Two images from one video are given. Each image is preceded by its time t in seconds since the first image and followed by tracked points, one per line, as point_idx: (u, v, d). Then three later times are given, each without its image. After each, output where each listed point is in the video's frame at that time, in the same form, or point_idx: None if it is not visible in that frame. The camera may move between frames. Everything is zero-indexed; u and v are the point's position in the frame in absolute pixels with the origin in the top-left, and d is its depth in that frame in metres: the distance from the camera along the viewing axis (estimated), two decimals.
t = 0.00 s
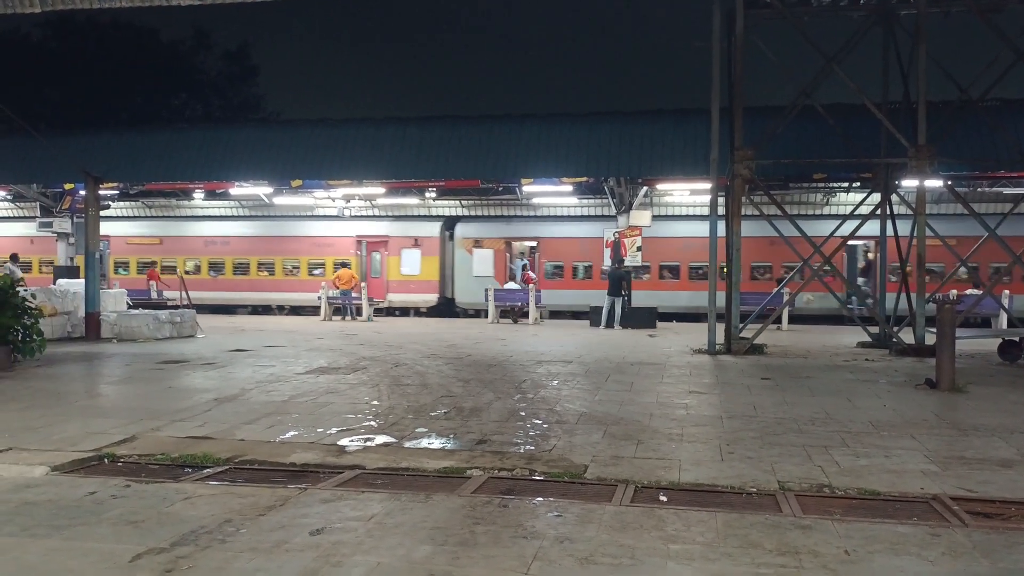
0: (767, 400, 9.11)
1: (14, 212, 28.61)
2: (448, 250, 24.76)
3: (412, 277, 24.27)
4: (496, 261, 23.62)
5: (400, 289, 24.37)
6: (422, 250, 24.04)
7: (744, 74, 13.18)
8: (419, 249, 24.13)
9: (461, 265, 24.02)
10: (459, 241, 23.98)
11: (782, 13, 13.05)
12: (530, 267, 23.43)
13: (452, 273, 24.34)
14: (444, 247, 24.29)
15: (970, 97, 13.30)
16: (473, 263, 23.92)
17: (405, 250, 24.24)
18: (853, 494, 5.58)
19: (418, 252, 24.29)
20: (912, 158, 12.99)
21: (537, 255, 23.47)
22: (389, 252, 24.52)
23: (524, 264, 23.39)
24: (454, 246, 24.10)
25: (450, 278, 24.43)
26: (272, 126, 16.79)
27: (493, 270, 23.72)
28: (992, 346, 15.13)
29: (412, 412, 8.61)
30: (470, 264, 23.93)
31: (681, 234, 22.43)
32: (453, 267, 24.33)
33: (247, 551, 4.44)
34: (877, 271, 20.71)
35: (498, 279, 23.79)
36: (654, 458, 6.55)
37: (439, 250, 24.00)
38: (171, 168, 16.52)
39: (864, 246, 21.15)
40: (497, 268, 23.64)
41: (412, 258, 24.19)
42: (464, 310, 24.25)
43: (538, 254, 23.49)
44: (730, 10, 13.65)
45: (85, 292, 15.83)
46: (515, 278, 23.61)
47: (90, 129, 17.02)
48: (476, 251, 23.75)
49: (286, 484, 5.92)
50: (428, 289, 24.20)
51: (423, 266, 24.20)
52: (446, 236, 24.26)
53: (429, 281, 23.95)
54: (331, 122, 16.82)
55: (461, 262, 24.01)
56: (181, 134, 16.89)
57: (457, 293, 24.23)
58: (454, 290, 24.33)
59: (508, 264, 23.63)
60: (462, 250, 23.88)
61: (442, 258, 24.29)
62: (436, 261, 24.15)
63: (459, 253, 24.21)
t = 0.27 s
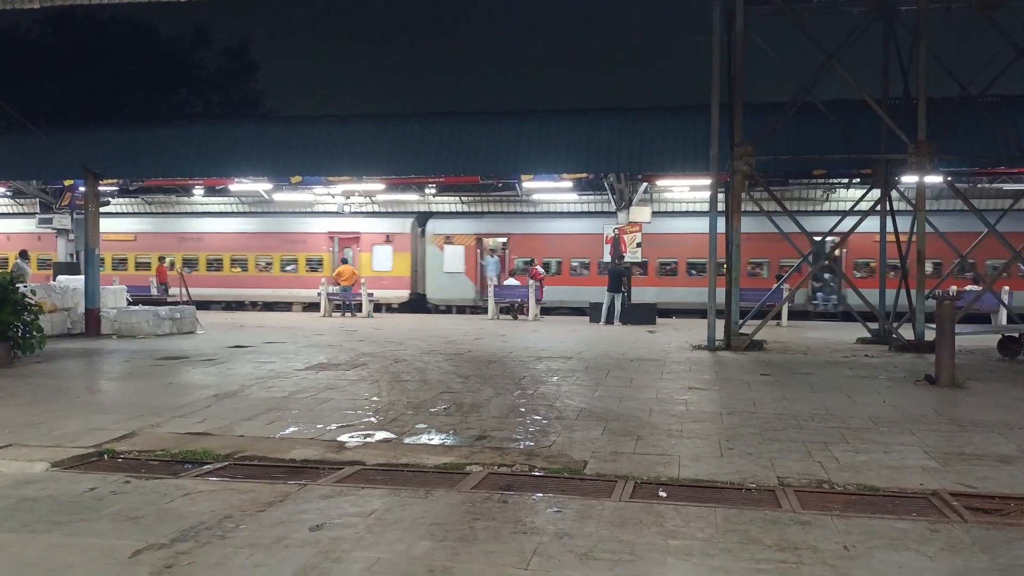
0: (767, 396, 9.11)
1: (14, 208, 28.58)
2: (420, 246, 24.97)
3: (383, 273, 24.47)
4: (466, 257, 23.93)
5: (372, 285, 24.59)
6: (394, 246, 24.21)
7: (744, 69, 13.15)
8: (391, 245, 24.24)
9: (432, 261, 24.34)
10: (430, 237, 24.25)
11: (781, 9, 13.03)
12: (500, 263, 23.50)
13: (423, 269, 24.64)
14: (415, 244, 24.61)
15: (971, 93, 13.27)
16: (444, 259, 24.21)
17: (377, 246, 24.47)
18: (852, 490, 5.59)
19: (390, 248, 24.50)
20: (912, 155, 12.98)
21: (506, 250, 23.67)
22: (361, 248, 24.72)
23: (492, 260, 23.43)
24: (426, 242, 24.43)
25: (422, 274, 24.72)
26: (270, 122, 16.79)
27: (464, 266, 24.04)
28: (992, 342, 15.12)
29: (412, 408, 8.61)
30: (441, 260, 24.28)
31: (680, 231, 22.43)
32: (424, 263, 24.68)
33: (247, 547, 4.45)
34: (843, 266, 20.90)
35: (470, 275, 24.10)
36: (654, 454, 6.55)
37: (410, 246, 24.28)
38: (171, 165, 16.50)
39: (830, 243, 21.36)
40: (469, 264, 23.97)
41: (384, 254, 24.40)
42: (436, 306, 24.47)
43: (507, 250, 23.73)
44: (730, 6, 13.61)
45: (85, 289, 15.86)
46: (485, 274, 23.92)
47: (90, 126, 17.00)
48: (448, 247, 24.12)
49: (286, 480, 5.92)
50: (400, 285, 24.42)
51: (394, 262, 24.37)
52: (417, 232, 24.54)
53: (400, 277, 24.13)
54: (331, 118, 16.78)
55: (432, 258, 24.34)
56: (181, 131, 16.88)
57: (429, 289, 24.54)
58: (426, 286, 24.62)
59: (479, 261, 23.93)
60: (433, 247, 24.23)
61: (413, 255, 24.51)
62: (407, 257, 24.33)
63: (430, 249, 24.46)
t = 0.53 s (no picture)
0: (765, 393, 9.12)
1: (11, 205, 28.52)
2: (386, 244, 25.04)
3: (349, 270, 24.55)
4: (432, 254, 23.88)
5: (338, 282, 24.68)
6: (360, 242, 24.42)
7: (742, 65, 13.13)
8: (357, 242, 24.53)
9: (398, 258, 24.34)
10: (396, 234, 24.30)
11: (780, 4, 13.01)
12: (465, 260, 23.82)
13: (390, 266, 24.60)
14: (382, 241, 24.57)
15: (969, 89, 13.27)
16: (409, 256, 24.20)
17: (343, 243, 24.61)
18: (851, 486, 5.60)
19: (356, 245, 24.64)
20: (910, 151, 13.00)
21: (473, 248, 23.79)
22: (327, 245, 24.80)
23: (458, 258, 23.76)
24: (392, 239, 24.41)
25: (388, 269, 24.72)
26: (268, 119, 16.75)
27: (429, 263, 23.99)
28: (990, 339, 15.12)
29: (410, 405, 8.61)
30: (407, 257, 24.22)
31: (679, 228, 22.43)
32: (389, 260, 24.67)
33: (246, 544, 4.45)
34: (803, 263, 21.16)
35: (435, 272, 24.12)
36: (652, 450, 6.55)
37: (376, 243, 24.39)
38: (168, 161, 16.47)
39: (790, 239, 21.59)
40: (434, 262, 23.94)
41: (350, 251, 24.51)
42: (402, 303, 24.50)
43: (473, 248, 23.84)
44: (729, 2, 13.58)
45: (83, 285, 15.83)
46: (450, 271, 24.00)
47: (87, 122, 16.96)
48: (414, 244, 24.05)
49: (284, 477, 5.92)
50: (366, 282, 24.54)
51: (360, 259, 24.54)
52: (384, 228, 24.62)
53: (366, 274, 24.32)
54: (329, 115, 16.73)
55: (398, 255, 24.32)
56: (179, 127, 16.84)
57: (396, 286, 24.55)
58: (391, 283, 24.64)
59: (445, 259, 23.95)
60: (400, 243, 24.15)
61: (380, 252, 24.61)
62: (373, 254, 24.53)
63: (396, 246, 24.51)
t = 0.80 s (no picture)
0: (763, 391, 9.13)
1: (9, 203, 28.47)
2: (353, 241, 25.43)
3: (316, 267, 25.00)
4: (398, 252, 24.41)
5: (305, 279, 25.14)
6: (326, 240, 24.80)
7: (742, 63, 13.12)
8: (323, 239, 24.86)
9: (364, 255, 24.77)
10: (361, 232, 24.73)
11: (778, 2, 12.99)
12: (431, 259, 24.27)
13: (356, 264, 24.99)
14: (348, 238, 24.83)
15: (967, 87, 13.27)
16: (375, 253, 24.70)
17: (310, 241, 24.98)
18: (849, 484, 5.60)
19: (321, 242, 24.99)
20: (908, 149, 13.01)
21: (438, 246, 24.19)
22: (294, 243, 25.22)
23: (424, 256, 24.26)
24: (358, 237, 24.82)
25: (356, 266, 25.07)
26: (265, 117, 16.74)
27: (395, 261, 24.55)
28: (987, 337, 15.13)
29: (409, 403, 8.60)
30: (374, 255, 24.70)
31: (677, 226, 22.45)
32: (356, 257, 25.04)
33: (244, 542, 4.44)
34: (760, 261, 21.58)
35: (401, 270, 24.59)
36: (650, 448, 6.56)
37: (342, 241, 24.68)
38: (166, 159, 16.45)
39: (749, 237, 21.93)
40: (400, 260, 24.45)
41: (316, 249, 24.89)
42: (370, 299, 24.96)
43: (438, 245, 24.23)
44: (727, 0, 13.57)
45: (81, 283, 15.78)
46: (416, 269, 24.48)
47: (84, 120, 16.93)
48: (380, 242, 24.53)
49: (283, 475, 5.91)
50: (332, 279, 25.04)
51: (326, 257, 24.93)
52: (350, 226, 24.78)
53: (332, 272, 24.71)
54: (327, 112, 16.70)
55: (364, 253, 24.73)
56: (178, 124, 16.81)
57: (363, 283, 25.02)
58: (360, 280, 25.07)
59: (410, 256, 24.45)
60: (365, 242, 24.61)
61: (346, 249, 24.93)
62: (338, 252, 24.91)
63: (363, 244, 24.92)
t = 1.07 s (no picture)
0: (761, 390, 9.13)
1: (6, 202, 28.39)
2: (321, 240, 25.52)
3: (282, 267, 25.06)
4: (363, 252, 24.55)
5: (272, 279, 25.16)
6: (292, 240, 24.78)
7: (740, 64, 13.13)
8: (289, 239, 24.86)
9: (331, 255, 24.96)
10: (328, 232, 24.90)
11: (777, 2, 12.99)
12: (396, 258, 24.38)
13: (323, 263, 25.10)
14: (315, 238, 24.96)
15: (965, 87, 13.29)
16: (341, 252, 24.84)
17: (277, 240, 24.99)
18: (848, 484, 5.60)
19: (288, 242, 25.00)
20: (907, 149, 13.02)
21: (404, 245, 24.30)
22: (261, 242, 25.25)
23: (389, 255, 24.35)
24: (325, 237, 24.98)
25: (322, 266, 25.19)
26: (263, 116, 16.71)
27: (360, 260, 24.67)
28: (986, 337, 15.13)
29: (407, 402, 8.60)
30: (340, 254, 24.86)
31: (676, 225, 22.44)
32: (323, 256, 25.21)
33: (243, 542, 4.44)
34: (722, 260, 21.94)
35: (367, 269, 24.71)
36: (649, 448, 6.56)
37: (308, 240, 24.72)
38: (163, 158, 16.41)
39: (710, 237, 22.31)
40: (366, 259, 24.58)
41: (282, 248, 24.90)
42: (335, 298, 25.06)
43: (403, 245, 24.34)
44: None
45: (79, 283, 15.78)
46: (382, 268, 24.58)
47: (81, 119, 16.86)
48: (346, 241, 24.75)
49: (281, 475, 5.91)
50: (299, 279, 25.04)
51: (293, 256, 24.95)
52: (316, 226, 24.92)
53: (298, 271, 24.78)
54: (325, 111, 16.67)
55: (331, 252, 24.96)
56: (175, 123, 16.77)
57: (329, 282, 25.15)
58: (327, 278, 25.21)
59: (376, 256, 24.58)
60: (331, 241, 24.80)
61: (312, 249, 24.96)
62: (305, 252, 24.93)
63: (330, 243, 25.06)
